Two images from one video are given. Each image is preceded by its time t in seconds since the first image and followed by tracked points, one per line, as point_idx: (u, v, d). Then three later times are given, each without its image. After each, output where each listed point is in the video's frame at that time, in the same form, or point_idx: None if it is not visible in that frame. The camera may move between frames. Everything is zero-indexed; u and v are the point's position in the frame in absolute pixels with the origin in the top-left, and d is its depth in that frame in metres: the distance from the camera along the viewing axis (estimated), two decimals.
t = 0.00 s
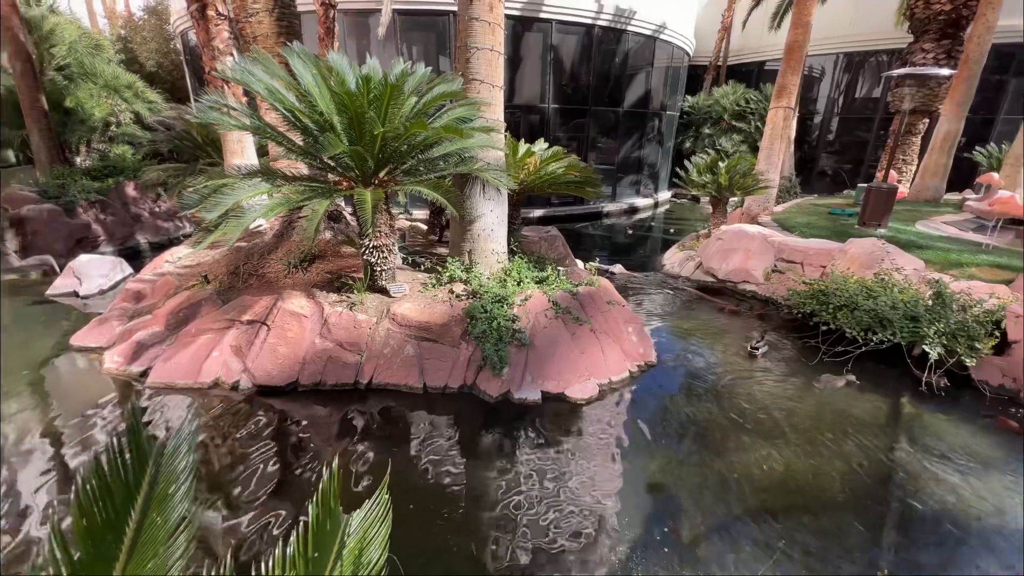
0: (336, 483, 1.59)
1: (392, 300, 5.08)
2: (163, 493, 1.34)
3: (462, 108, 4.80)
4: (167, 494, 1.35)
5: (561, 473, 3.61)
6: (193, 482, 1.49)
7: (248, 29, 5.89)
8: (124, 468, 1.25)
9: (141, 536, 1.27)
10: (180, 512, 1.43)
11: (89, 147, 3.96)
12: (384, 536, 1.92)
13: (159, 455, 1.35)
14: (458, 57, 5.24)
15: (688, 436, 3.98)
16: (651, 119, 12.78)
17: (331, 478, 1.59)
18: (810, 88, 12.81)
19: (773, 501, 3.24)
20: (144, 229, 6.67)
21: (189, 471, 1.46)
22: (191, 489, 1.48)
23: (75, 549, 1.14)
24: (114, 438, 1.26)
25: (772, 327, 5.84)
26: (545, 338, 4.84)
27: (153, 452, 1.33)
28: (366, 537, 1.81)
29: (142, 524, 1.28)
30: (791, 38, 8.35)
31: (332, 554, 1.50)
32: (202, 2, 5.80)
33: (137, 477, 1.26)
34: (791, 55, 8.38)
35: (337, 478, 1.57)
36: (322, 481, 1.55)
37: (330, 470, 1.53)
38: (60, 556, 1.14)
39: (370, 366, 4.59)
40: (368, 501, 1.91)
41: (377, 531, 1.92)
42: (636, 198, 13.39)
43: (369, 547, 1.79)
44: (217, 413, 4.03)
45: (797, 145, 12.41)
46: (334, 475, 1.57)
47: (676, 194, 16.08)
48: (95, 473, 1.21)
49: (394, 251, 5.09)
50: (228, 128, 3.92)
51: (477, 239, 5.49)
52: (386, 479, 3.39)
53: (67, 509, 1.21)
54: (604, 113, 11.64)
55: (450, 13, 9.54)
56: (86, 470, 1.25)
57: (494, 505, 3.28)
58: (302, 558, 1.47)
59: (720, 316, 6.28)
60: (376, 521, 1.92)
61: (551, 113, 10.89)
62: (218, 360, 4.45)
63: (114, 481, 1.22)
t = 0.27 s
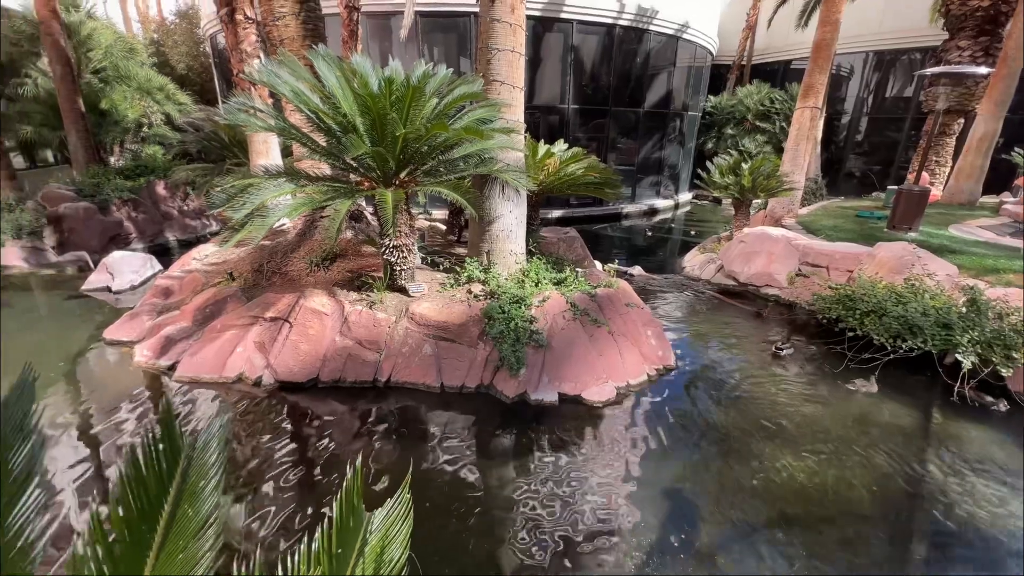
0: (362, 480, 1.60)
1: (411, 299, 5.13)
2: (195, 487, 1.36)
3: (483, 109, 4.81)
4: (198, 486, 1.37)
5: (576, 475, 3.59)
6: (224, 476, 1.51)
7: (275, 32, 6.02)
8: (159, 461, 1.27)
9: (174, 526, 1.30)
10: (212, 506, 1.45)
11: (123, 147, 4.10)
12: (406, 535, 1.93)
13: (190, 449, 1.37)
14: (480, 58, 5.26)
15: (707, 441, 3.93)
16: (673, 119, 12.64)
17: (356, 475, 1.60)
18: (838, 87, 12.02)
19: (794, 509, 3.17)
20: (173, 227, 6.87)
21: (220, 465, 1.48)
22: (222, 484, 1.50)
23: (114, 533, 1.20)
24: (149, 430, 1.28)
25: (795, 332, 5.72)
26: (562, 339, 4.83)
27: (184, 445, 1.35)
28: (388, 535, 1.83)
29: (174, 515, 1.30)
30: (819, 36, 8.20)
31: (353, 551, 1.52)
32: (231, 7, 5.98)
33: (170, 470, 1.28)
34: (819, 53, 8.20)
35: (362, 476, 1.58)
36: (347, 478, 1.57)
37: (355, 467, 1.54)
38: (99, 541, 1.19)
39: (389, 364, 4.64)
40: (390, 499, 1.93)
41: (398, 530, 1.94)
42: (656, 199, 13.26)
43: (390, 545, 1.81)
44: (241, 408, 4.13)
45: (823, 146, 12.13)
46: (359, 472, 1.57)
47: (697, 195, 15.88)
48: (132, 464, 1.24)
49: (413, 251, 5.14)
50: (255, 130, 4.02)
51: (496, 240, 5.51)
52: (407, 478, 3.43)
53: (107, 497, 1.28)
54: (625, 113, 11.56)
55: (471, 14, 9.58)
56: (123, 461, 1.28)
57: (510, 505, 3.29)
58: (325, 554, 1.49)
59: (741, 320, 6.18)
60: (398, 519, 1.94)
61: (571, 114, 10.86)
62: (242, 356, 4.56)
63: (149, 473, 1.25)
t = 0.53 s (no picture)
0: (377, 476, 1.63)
1: (426, 300, 5.17)
2: (219, 481, 1.40)
3: (500, 111, 4.83)
4: (223, 479, 1.41)
5: (589, 479, 3.58)
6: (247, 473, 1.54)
7: (296, 36, 6.12)
8: (185, 453, 1.30)
9: (199, 515, 1.33)
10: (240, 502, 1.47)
11: (149, 148, 4.21)
12: (422, 533, 1.95)
13: (215, 443, 1.42)
14: (497, 61, 5.27)
15: (723, 446, 3.88)
16: (691, 120, 12.51)
17: (374, 473, 1.65)
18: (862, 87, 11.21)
19: (811, 517, 3.12)
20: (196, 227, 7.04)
21: (244, 461, 1.52)
22: (246, 481, 1.53)
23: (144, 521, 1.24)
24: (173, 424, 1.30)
25: (814, 337, 5.60)
26: (577, 341, 4.81)
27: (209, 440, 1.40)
28: (404, 532, 1.84)
29: (200, 506, 1.33)
30: (842, 36, 7.79)
31: (370, 548, 1.55)
32: (254, 12, 6.08)
33: (195, 463, 1.31)
34: (842, 53, 7.83)
35: (378, 473, 1.61)
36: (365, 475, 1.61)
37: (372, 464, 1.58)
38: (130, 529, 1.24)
39: (403, 363, 4.68)
40: (406, 497, 1.95)
41: (414, 527, 1.95)
42: (673, 201, 13.14)
43: (406, 542, 1.82)
44: (260, 404, 4.20)
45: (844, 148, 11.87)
46: (375, 469, 1.61)
47: (715, 197, 15.69)
48: (161, 456, 1.28)
49: (429, 252, 5.18)
50: (277, 132, 4.10)
51: (511, 242, 5.51)
52: (423, 477, 3.45)
53: (138, 489, 1.32)
54: (642, 115, 11.47)
55: (488, 16, 9.60)
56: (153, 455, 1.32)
57: (522, 507, 3.30)
58: (343, 549, 1.54)
59: (758, 325, 6.09)
60: (414, 517, 1.96)
61: (587, 115, 10.82)
62: (261, 353, 4.64)
63: (176, 464, 1.28)
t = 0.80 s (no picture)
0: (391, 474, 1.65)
1: (438, 301, 5.19)
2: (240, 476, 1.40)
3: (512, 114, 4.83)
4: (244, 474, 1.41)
5: (601, 482, 3.56)
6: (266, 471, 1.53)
7: (312, 40, 6.20)
8: (208, 447, 1.31)
9: (222, 509, 1.32)
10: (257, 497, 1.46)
11: (168, 151, 4.30)
12: (435, 531, 1.96)
13: (236, 440, 1.42)
14: (510, 64, 5.28)
15: (737, 452, 3.83)
16: (705, 123, 12.41)
17: (387, 471, 1.67)
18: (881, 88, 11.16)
19: (828, 525, 3.06)
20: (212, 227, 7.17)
21: (263, 458, 1.51)
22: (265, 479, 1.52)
23: (169, 511, 1.24)
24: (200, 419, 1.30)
25: (829, 342, 5.52)
26: (588, 344, 4.79)
27: (231, 436, 1.40)
28: (418, 530, 1.85)
29: (222, 501, 1.33)
30: (859, 37, 7.90)
31: (385, 543, 1.55)
32: (272, 16, 6.17)
33: (216, 457, 1.32)
34: (859, 55, 7.93)
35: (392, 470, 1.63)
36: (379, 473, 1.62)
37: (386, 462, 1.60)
38: (155, 521, 1.23)
39: (415, 364, 4.70)
40: (419, 495, 1.97)
41: (427, 525, 1.96)
42: (686, 204, 13.04)
43: (420, 539, 1.83)
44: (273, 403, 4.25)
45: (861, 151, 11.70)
46: (390, 467, 1.63)
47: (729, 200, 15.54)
48: (186, 450, 1.28)
49: (441, 254, 5.20)
50: (293, 135, 4.15)
51: (522, 244, 5.51)
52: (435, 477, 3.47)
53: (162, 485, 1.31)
54: (655, 117, 11.41)
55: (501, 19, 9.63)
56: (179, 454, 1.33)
57: (532, 509, 3.29)
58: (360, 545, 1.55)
59: (772, 330, 6.01)
60: (427, 515, 1.97)
61: (600, 118, 10.80)
62: (275, 352, 4.70)
63: (199, 460, 1.29)
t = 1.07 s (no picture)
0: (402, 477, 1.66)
1: (446, 305, 5.21)
2: (256, 477, 1.41)
3: (521, 119, 4.85)
4: (259, 475, 1.42)
5: (609, 486, 3.55)
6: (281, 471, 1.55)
7: (324, 46, 6.27)
8: (224, 448, 1.32)
9: (237, 510, 1.34)
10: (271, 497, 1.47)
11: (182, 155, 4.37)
12: (444, 533, 1.96)
13: (251, 442, 1.43)
14: (519, 69, 5.30)
15: (746, 458, 3.80)
16: (714, 126, 12.36)
17: (398, 474, 1.68)
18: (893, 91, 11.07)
19: (838, 533, 3.03)
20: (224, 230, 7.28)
21: (278, 459, 1.53)
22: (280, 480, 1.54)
23: (189, 512, 1.25)
24: (215, 422, 1.32)
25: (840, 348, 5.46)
26: (595, 348, 4.78)
27: (247, 438, 1.42)
28: (427, 532, 1.86)
29: (237, 502, 1.34)
30: (871, 41, 7.78)
31: (396, 545, 1.57)
32: (285, 23, 6.25)
33: (233, 458, 1.33)
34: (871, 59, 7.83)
35: (402, 473, 1.64)
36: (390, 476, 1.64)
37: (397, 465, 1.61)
38: (174, 520, 1.24)
39: (423, 367, 4.72)
40: (429, 497, 1.97)
41: (436, 527, 1.96)
42: (695, 208, 12.98)
43: (429, 542, 1.83)
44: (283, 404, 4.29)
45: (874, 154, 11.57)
46: (401, 470, 1.64)
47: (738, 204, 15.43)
48: (204, 452, 1.30)
49: (450, 257, 5.22)
50: (304, 140, 4.20)
51: (530, 248, 5.52)
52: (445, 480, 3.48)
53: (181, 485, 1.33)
54: (664, 121, 11.38)
55: (511, 23, 9.66)
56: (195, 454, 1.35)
57: (540, 513, 3.29)
58: (371, 546, 1.56)
59: (781, 335, 5.96)
60: (436, 517, 1.97)
61: (608, 121, 10.79)
62: (285, 354, 4.74)
63: (218, 461, 1.30)
